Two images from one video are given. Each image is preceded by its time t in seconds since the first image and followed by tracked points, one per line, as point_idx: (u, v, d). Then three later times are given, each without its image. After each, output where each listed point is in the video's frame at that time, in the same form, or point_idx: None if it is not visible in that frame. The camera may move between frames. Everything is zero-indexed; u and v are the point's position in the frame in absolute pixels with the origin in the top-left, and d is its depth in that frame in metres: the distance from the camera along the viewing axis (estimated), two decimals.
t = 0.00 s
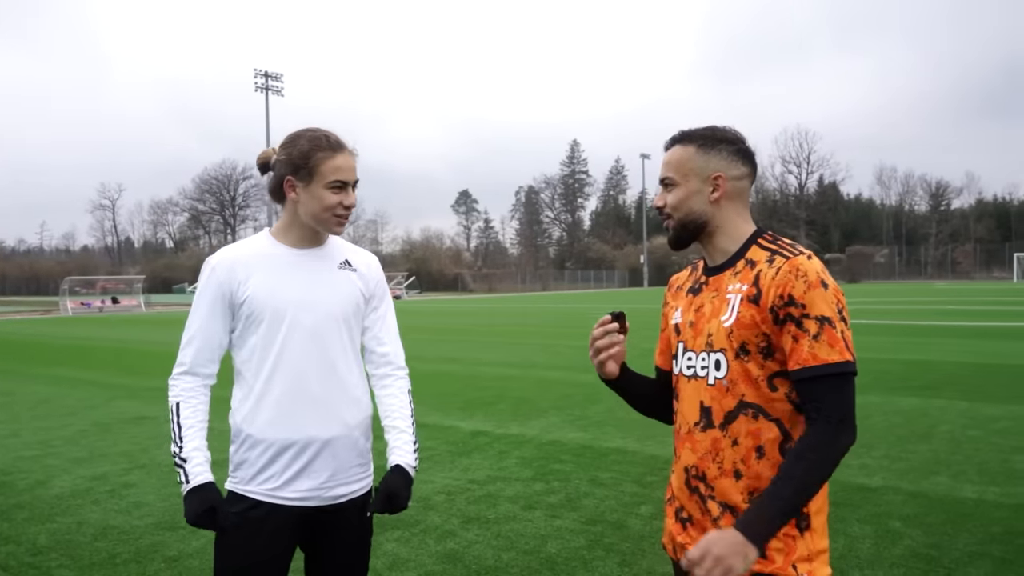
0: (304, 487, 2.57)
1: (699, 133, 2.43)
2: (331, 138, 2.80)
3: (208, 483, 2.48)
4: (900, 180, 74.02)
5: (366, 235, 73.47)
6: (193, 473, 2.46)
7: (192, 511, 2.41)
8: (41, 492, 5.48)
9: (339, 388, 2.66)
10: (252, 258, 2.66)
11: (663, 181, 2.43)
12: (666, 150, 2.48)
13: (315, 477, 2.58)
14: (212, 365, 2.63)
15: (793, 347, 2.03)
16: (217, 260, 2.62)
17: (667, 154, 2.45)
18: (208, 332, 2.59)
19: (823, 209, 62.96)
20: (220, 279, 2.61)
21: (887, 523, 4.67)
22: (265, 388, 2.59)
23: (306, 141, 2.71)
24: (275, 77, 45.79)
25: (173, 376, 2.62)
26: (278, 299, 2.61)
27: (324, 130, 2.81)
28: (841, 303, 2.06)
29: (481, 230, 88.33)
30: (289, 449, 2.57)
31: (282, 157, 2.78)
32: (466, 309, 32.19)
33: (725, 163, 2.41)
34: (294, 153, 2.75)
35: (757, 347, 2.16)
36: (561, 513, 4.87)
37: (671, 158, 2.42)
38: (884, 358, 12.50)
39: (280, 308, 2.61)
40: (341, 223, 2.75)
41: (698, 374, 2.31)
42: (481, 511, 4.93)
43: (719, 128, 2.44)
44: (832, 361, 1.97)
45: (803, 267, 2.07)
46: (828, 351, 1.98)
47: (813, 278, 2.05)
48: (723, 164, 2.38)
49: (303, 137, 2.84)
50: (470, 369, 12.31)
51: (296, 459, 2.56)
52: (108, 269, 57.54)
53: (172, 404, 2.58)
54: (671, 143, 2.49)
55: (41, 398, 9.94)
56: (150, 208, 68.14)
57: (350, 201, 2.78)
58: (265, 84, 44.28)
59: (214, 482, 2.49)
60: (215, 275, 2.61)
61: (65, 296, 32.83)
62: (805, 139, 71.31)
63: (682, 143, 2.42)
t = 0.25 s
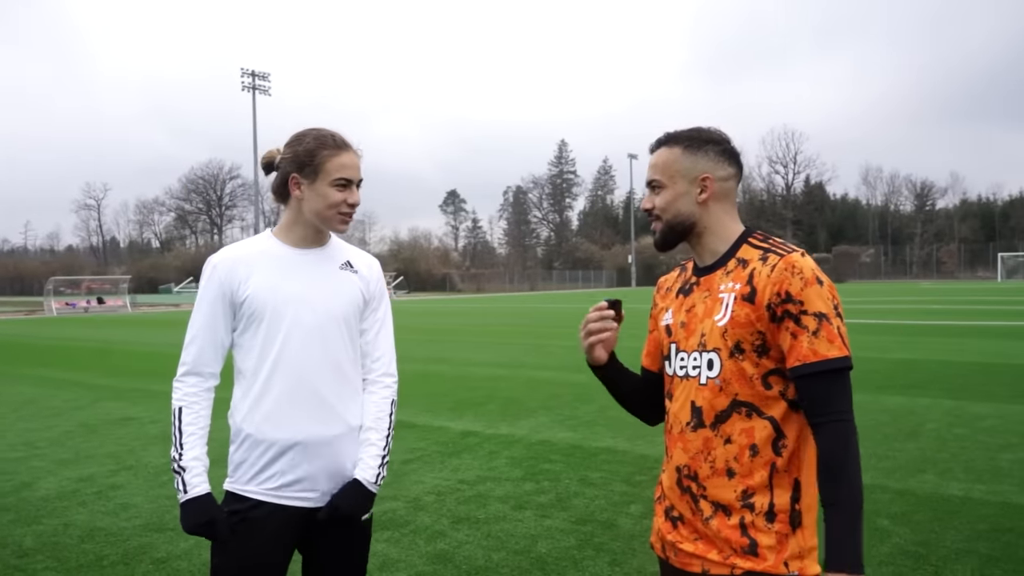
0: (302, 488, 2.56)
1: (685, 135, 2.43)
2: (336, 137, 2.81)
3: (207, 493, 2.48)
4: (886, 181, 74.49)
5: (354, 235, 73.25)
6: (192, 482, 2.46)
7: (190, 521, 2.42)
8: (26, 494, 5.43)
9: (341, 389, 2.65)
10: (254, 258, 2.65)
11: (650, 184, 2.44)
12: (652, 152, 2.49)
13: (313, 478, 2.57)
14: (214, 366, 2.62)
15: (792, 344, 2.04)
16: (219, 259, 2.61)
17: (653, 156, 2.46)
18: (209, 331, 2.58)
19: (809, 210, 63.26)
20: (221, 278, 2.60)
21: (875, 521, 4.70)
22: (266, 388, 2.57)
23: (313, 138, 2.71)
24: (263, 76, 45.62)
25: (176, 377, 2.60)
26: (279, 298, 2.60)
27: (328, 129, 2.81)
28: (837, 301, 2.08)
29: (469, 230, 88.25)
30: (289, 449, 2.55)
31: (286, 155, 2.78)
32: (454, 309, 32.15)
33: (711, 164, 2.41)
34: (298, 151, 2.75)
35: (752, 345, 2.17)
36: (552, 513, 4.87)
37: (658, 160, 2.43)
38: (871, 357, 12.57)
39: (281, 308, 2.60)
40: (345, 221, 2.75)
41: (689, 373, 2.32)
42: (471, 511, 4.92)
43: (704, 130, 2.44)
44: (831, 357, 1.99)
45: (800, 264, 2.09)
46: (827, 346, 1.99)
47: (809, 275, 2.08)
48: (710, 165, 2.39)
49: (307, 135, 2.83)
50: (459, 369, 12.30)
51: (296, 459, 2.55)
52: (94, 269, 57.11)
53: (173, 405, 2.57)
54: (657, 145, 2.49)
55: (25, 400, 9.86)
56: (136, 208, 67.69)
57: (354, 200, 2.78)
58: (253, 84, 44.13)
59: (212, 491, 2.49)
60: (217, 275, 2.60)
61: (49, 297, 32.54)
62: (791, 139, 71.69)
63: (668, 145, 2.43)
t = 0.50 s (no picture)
0: (299, 489, 2.55)
1: (699, 132, 2.45)
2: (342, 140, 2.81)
3: (196, 496, 2.49)
4: (874, 181, 74.85)
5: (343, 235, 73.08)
6: (180, 486, 2.48)
7: (178, 524, 2.45)
8: (14, 496, 5.40)
9: (338, 391, 2.64)
10: (253, 259, 2.65)
11: (657, 175, 2.45)
12: (664, 145, 2.50)
13: (311, 480, 2.56)
14: (212, 366, 2.61)
15: (802, 345, 2.07)
16: (219, 260, 2.61)
17: (664, 149, 2.47)
18: (208, 331, 2.58)
19: (798, 210, 63.52)
20: (220, 279, 2.59)
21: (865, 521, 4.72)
22: (263, 389, 2.57)
23: (318, 139, 2.72)
24: (251, 76, 45.47)
25: (178, 378, 2.59)
26: (279, 299, 2.60)
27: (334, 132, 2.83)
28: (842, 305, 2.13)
29: (459, 230, 88.19)
30: (285, 451, 2.54)
31: (292, 154, 2.78)
32: (444, 309, 32.12)
33: (722, 164, 2.43)
34: (303, 152, 2.76)
35: (757, 346, 2.18)
36: (543, 513, 4.87)
37: (668, 153, 2.44)
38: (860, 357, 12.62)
39: (280, 309, 2.59)
40: (345, 224, 2.75)
41: (690, 372, 2.31)
42: (462, 512, 4.92)
43: (719, 130, 2.46)
44: (841, 360, 2.04)
45: (810, 267, 2.12)
46: (837, 348, 2.04)
47: (820, 278, 2.11)
48: (719, 165, 2.40)
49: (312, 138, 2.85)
50: (450, 369, 12.29)
51: (292, 461, 2.54)
52: (81, 269, 56.78)
53: (173, 407, 2.58)
54: (670, 138, 2.51)
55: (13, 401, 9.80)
56: (124, 208, 67.33)
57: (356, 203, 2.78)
58: (242, 84, 43.95)
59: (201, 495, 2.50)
60: (216, 275, 2.59)
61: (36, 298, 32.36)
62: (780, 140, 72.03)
63: (682, 139, 2.45)
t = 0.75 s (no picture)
0: (295, 489, 2.55)
1: (715, 130, 2.46)
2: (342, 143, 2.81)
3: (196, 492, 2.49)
4: (863, 182, 75.17)
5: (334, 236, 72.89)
6: (182, 481, 2.48)
7: (178, 518, 2.44)
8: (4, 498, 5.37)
9: (332, 391, 2.64)
10: (252, 258, 2.65)
11: (671, 171, 2.45)
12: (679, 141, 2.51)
13: (308, 480, 2.57)
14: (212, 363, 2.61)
15: (809, 350, 2.09)
16: (219, 258, 2.61)
17: (679, 145, 2.48)
18: (208, 329, 2.58)
19: (788, 211, 63.73)
20: (220, 278, 2.59)
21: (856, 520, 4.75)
22: (259, 388, 2.57)
23: (317, 141, 2.71)
24: (241, 75, 45.31)
25: (174, 375, 2.60)
26: (277, 299, 2.60)
27: (335, 136, 2.83)
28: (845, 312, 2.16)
29: (450, 231, 88.11)
30: (281, 450, 2.54)
31: (293, 156, 2.78)
32: (435, 309, 32.05)
33: (735, 165, 2.44)
34: (303, 154, 2.75)
35: (764, 348, 2.19)
36: (536, 513, 4.88)
37: (683, 150, 2.45)
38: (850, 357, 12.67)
39: (278, 309, 2.59)
40: (344, 227, 2.74)
41: (694, 371, 2.31)
42: (455, 512, 4.92)
43: (734, 131, 2.47)
44: (846, 366, 2.07)
45: (820, 273, 2.14)
46: (843, 355, 2.07)
47: (828, 284, 2.13)
48: (734, 166, 2.42)
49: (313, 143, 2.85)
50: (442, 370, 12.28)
51: (288, 460, 2.54)
52: (69, 270, 56.41)
53: (172, 403, 2.58)
54: (686, 134, 2.51)
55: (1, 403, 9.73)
56: (113, 208, 66.98)
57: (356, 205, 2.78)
58: (231, 83, 43.81)
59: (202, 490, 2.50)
60: (216, 274, 2.59)
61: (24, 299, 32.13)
62: (771, 140, 72.19)
63: (698, 136, 2.45)
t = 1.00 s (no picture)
0: (296, 490, 2.55)
1: (718, 130, 2.47)
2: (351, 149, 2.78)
3: (204, 487, 2.45)
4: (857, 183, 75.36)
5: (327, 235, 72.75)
6: (190, 477, 2.44)
7: (185, 514, 2.40)
8: None
9: (332, 392, 2.64)
10: (253, 257, 2.64)
11: (674, 170, 2.46)
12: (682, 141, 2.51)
13: (309, 480, 2.56)
14: (212, 361, 2.59)
15: (809, 349, 2.10)
16: (221, 257, 2.59)
17: (682, 145, 2.48)
18: (208, 327, 2.56)
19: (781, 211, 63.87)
20: (222, 276, 2.58)
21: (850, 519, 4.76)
22: (259, 387, 2.56)
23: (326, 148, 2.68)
24: (234, 74, 45.16)
25: (174, 372, 2.58)
26: (279, 299, 2.59)
27: (345, 141, 2.79)
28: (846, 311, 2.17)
29: (444, 231, 88.04)
30: (282, 450, 2.53)
31: (301, 157, 2.76)
32: (429, 309, 32.02)
33: (737, 165, 2.45)
34: (311, 158, 2.73)
35: (765, 347, 2.20)
36: (532, 513, 4.88)
37: (687, 149, 2.45)
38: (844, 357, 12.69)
39: (280, 309, 2.58)
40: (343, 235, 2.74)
41: (695, 371, 2.31)
42: (451, 512, 4.92)
43: (737, 131, 2.48)
44: (847, 365, 2.07)
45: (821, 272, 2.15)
46: (844, 353, 2.08)
47: (830, 283, 2.14)
48: (736, 166, 2.42)
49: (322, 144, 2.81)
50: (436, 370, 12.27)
51: (290, 460, 2.53)
52: (62, 270, 56.17)
53: (172, 400, 2.54)
54: (689, 134, 2.52)
55: None
56: (106, 208, 66.71)
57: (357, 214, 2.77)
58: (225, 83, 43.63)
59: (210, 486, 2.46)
60: (218, 272, 2.57)
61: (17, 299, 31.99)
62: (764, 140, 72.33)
63: (700, 136, 2.46)
